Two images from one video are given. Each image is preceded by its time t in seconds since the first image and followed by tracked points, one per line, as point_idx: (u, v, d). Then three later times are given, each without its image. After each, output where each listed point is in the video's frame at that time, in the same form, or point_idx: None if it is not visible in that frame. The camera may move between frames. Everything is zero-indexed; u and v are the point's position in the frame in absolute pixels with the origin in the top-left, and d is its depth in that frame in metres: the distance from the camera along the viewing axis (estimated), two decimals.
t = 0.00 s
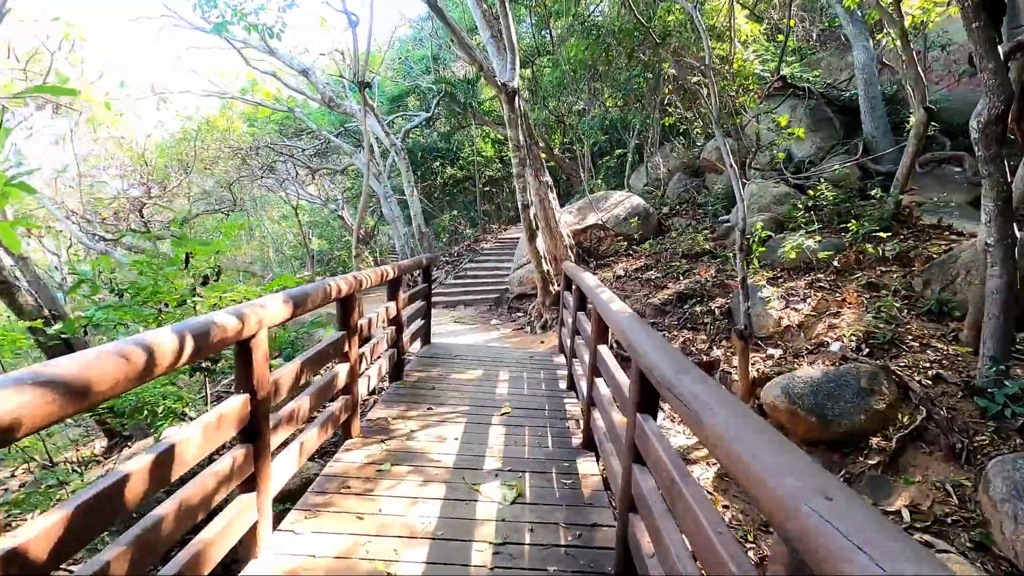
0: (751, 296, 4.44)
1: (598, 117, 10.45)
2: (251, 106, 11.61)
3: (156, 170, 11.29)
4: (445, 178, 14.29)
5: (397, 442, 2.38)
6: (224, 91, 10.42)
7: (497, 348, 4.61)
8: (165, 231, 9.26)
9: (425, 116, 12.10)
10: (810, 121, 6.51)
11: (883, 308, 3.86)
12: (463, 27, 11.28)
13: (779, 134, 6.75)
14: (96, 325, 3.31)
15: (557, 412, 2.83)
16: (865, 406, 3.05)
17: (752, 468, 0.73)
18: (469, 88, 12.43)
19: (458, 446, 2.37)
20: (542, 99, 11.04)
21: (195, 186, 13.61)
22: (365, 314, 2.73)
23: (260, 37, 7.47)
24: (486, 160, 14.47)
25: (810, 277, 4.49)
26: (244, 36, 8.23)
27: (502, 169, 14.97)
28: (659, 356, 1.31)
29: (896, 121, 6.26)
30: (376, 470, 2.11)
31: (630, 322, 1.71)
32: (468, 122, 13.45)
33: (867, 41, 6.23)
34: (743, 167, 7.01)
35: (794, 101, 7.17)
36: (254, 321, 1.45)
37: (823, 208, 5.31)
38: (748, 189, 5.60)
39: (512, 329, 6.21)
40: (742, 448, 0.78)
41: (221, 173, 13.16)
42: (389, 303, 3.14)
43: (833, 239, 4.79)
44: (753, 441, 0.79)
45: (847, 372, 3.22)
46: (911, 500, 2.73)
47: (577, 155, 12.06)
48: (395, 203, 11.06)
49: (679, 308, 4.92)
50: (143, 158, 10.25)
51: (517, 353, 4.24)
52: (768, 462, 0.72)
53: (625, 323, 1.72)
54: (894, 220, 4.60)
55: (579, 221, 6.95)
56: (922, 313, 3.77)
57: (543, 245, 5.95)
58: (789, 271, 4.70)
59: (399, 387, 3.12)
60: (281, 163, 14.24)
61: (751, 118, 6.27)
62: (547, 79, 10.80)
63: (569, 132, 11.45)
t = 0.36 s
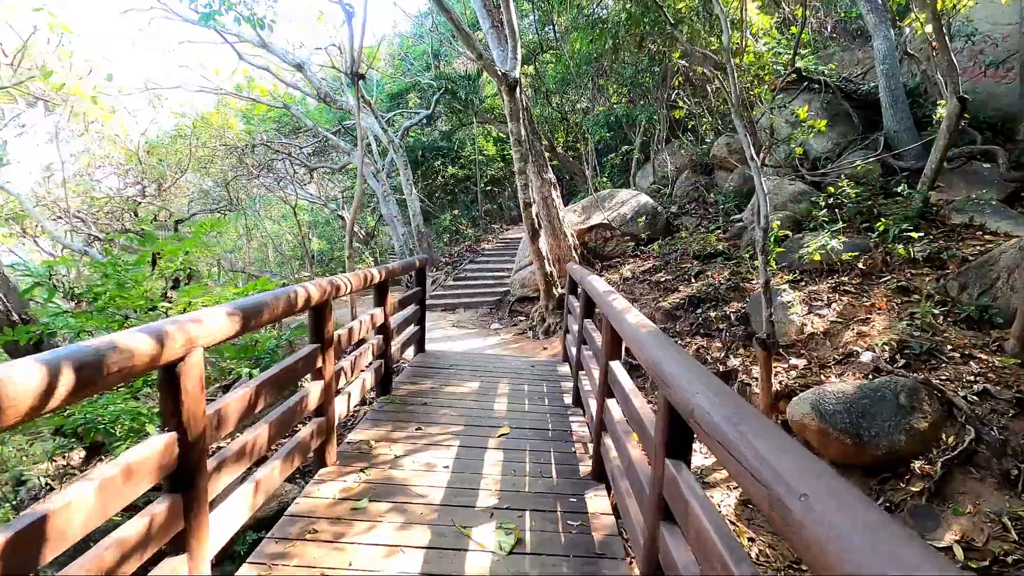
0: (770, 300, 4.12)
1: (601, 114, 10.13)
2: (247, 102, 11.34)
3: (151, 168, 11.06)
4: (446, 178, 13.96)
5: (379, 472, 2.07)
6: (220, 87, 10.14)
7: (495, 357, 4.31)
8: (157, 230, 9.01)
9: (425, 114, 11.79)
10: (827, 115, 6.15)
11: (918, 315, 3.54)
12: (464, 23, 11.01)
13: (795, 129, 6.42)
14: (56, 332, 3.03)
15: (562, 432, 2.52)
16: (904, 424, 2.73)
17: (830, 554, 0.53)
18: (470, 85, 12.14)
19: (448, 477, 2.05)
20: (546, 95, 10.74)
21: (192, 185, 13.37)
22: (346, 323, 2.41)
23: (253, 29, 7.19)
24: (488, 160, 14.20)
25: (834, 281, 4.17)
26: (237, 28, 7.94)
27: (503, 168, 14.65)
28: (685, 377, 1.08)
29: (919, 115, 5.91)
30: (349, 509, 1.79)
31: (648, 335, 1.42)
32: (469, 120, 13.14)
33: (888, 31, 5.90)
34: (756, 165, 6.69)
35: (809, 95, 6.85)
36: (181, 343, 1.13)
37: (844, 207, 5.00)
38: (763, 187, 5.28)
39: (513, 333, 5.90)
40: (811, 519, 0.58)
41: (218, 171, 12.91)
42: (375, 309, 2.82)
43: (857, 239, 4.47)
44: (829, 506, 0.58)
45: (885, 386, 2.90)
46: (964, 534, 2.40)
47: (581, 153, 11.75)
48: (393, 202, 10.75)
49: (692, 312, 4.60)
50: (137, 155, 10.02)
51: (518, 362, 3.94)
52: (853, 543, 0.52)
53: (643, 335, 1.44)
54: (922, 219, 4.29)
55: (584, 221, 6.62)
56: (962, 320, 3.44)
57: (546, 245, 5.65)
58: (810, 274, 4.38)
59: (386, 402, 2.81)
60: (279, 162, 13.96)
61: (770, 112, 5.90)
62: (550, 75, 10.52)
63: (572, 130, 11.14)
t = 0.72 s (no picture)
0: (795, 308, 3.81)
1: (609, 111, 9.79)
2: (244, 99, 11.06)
3: (148, 167, 10.87)
4: (449, 177, 13.64)
5: (358, 515, 1.77)
6: (217, 84, 9.88)
7: (497, 368, 4.01)
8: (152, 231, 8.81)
9: (427, 112, 11.49)
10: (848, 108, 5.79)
11: (962, 326, 3.20)
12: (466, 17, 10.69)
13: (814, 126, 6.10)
14: (12, 343, 2.75)
15: (572, 463, 2.21)
16: (959, 453, 2.40)
17: (832, 552, 0.58)
18: (472, 82, 11.82)
19: (441, 523, 1.74)
20: (551, 92, 10.42)
21: (190, 184, 13.15)
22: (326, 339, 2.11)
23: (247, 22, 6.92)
24: (491, 159, 13.87)
25: (864, 287, 3.85)
26: (232, 22, 7.68)
27: (507, 167, 14.32)
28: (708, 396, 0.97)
29: (947, 110, 5.56)
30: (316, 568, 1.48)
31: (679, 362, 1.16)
32: (472, 118, 12.85)
33: (914, 21, 5.56)
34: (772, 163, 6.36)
35: (828, 90, 6.51)
36: (67, 387, 0.84)
37: (870, 207, 4.67)
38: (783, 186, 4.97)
39: (517, 339, 5.61)
40: (833, 536, 0.58)
41: (217, 171, 12.69)
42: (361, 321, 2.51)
43: (887, 242, 4.14)
44: (845, 520, 0.59)
45: (933, 408, 2.57)
46: None
47: (587, 152, 11.41)
48: (393, 201, 10.44)
49: (709, 320, 4.29)
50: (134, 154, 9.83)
51: (522, 373, 3.65)
52: (851, 538, 0.57)
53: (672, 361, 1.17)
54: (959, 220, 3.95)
55: (591, 221, 6.30)
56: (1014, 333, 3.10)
57: (551, 247, 5.35)
58: (837, 279, 4.06)
59: (374, 424, 2.52)
60: (279, 161, 13.71)
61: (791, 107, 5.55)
62: (555, 70, 10.18)
63: (578, 128, 10.79)
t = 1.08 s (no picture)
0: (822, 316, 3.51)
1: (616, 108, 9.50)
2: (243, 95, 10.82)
3: (145, 166, 10.68)
4: (452, 176, 13.37)
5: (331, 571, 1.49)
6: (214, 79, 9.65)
7: (500, 380, 3.74)
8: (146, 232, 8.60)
9: (429, 109, 11.23)
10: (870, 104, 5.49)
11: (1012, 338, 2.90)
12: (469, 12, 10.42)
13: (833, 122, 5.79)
14: None
15: (583, 499, 1.92)
16: None
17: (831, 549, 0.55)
18: (475, 78, 11.55)
19: None
20: (557, 89, 10.14)
21: (189, 183, 12.95)
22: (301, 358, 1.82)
23: (243, 14, 6.68)
24: (495, 158, 13.59)
25: (897, 294, 3.55)
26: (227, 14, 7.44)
27: (512, 166, 14.03)
28: (775, 453, 0.70)
29: (977, 105, 5.25)
30: None
31: (733, 408, 0.87)
32: (476, 116, 12.58)
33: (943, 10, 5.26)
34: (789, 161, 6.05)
35: (848, 84, 6.20)
36: None
37: (899, 207, 4.37)
38: (804, 184, 4.68)
39: (520, 345, 5.34)
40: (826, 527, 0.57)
41: (216, 169, 12.48)
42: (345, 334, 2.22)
43: (920, 245, 3.84)
44: (836, 505, 0.58)
45: (990, 434, 2.27)
46: None
47: (593, 150, 11.11)
48: (394, 200, 10.18)
49: (727, 328, 4.00)
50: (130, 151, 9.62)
51: (526, 386, 3.37)
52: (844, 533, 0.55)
53: (723, 408, 0.89)
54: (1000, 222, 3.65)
55: (598, 221, 6.02)
56: None
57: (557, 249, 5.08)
58: (867, 285, 3.76)
59: (359, 450, 2.24)
60: (279, 159, 13.48)
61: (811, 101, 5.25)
62: (561, 66, 9.89)
63: (584, 126, 10.51)
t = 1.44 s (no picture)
0: (857, 322, 3.19)
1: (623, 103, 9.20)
2: (240, 90, 10.56)
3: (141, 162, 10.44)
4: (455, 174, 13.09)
5: None
6: (208, 73, 9.39)
7: (502, 390, 3.43)
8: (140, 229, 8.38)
9: (430, 104, 10.95)
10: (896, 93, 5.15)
11: None
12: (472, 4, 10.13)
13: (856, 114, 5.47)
14: None
15: (597, 545, 1.61)
16: None
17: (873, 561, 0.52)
18: (478, 72, 11.25)
19: None
20: (563, 83, 9.85)
21: (188, 181, 12.74)
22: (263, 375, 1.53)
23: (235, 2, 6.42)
24: (499, 155, 13.33)
25: (939, 297, 3.22)
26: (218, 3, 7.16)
27: (516, 163, 13.74)
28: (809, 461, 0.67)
29: (1013, 94, 4.91)
30: None
31: (857, 498, 0.59)
32: (479, 112, 12.29)
33: None
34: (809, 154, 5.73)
35: (871, 74, 5.87)
36: None
37: (933, 202, 4.04)
38: (829, 178, 4.36)
39: (524, 349, 5.04)
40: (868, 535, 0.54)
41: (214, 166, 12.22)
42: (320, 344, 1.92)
43: (961, 243, 3.51)
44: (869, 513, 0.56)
45: None
46: None
47: (600, 147, 10.82)
48: (394, 198, 9.89)
49: (747, 333, 3.69)
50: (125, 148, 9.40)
51: (529, 398, 3.07)
52: (892, 544, 0.51)
53: (841, 494, 0.60)
54: None
55: (607, 218, 5.70)
56: None
57: (562, 248, 4.77)
58: (903, 286, 3.44)
59: (336, 478, 1.94)
60: (279, 156, 13.23)
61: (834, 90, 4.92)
62: (566, 60, 9.62)
63: (591, 121, 10.21)
